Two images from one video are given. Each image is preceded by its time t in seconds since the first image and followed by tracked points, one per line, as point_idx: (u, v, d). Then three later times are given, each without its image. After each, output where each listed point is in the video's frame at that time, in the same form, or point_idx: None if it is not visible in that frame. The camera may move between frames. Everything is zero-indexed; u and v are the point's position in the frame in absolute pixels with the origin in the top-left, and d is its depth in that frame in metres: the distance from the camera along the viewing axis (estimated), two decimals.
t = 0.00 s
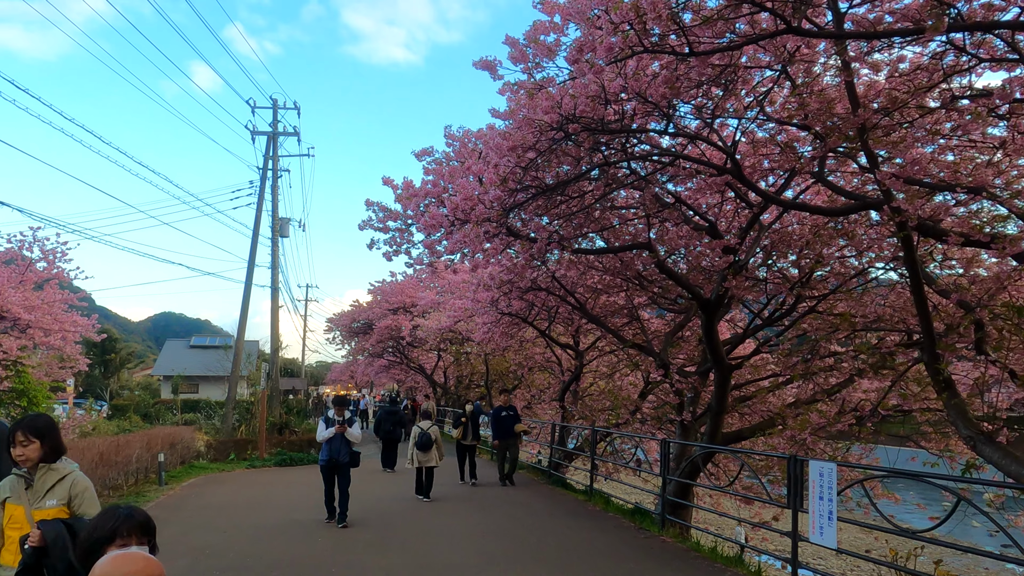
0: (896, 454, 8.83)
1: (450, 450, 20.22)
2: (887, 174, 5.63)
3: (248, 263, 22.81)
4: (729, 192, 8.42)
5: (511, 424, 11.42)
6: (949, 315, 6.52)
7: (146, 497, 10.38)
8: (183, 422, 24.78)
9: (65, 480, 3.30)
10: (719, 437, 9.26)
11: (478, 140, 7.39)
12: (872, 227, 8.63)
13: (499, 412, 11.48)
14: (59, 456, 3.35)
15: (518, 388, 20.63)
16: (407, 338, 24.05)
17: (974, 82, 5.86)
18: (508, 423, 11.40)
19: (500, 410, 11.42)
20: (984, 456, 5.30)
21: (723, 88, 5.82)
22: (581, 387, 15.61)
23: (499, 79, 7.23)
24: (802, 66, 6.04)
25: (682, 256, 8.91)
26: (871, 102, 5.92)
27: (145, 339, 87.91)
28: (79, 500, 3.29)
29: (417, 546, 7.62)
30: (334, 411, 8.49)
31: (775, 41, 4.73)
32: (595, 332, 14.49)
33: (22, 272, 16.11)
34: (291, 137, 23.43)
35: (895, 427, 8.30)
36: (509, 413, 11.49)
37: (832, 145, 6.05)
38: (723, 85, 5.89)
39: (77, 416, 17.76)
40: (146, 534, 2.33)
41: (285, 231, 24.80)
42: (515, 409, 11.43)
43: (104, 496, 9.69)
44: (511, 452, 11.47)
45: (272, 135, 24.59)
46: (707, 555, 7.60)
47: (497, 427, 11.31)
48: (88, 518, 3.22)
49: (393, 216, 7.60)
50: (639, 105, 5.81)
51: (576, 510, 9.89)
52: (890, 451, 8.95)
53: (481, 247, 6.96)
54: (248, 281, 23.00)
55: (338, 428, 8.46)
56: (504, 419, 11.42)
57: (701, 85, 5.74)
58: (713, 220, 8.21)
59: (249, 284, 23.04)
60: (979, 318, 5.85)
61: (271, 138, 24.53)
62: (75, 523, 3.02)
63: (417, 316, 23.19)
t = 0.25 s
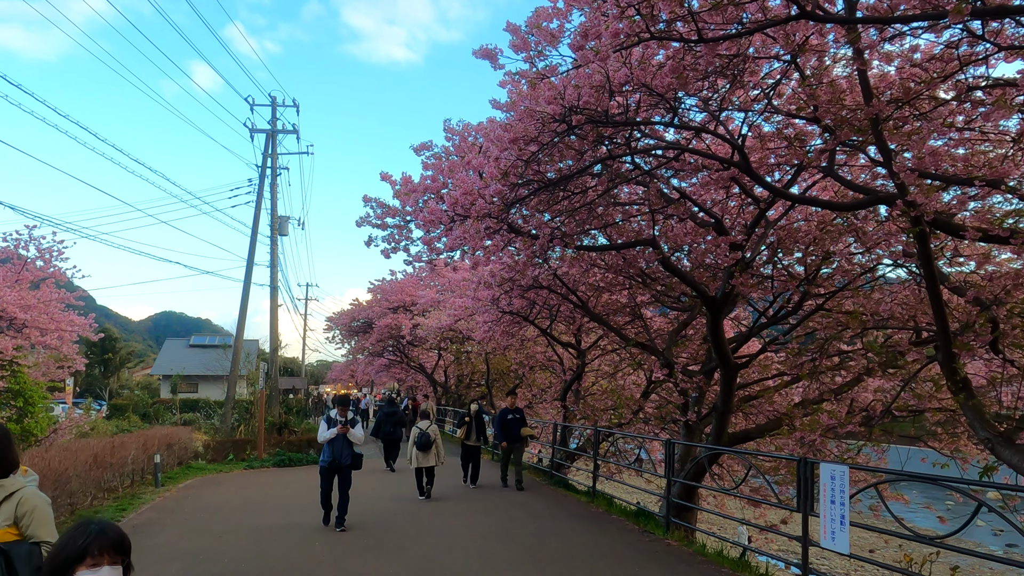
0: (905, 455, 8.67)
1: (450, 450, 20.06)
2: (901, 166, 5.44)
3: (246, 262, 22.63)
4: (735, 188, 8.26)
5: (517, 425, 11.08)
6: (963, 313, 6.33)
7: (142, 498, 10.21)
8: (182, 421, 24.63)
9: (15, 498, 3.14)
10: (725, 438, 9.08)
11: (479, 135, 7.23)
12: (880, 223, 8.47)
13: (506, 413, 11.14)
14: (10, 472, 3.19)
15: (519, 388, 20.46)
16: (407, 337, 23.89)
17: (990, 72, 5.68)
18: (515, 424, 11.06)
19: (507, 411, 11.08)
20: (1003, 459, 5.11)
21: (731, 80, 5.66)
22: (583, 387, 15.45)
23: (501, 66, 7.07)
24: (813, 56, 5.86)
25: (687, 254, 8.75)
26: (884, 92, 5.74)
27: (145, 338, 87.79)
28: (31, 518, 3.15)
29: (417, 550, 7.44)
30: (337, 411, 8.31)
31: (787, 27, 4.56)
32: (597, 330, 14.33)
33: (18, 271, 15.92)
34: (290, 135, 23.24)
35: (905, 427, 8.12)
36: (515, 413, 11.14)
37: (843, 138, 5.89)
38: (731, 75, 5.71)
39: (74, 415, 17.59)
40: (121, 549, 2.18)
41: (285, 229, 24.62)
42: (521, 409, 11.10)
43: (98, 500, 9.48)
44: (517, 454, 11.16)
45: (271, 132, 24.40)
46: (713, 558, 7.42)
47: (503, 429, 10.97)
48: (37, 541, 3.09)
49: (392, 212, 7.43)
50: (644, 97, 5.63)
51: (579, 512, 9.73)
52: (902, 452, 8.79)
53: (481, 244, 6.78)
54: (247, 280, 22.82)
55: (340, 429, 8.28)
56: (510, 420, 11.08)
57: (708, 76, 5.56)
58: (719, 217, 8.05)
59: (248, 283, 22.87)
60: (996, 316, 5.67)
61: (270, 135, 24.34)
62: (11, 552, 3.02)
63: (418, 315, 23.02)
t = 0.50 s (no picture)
0: (914, 456, 8.49)
1: (450, 451, 19.88)
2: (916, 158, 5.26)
3: (245, 261, 22.46)
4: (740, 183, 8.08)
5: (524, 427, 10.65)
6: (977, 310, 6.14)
7: (136, 500, 10.02)
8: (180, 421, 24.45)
9: None
10: (729, 439, 8.90)
11: (478, 127, 7.06)
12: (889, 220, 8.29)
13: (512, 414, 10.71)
14: None
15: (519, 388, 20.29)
16: (407, 338, 23.72)
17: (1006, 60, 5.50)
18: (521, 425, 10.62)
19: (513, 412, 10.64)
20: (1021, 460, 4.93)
21: (738, 69, 5.48)
22: (585, 387, 15.27)
23: (501, 50, 6.90)
24: (824, 43, 5.69)
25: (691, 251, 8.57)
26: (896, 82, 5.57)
27: (145, 339, 87.67)
28: None
29: (415, 553, 7.24)
30: (337, 411, 8.10)
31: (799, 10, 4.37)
32: (599, 330, 14.16)
33: (14, 268, 15.73)
34: (290, 133, 23.06)
35: (915, 428, 7.93)
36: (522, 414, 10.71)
37: (853, 128, 5.71)
38: (740, 64, 5.53)
39: (70, 415, 17.41)
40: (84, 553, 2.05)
41: (284, 228, 24.44)
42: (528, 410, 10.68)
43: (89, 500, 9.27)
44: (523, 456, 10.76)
45: (271, 130, 24.22)
46: (718, 562, 7.22)
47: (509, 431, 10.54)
48: None
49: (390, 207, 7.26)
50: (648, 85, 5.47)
51: (580, 514, 9.54)
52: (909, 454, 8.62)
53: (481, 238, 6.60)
54: (246, 279, 22.65)
55: (339, 429, 8.06)
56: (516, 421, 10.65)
57: (716, 65, 5.38)
58: (723, 212, 7.89)
59: (247, 282, 22.70)
60: (1013, 312, 5.50)
61: (269, 133, 24.16)
62: None
63: (418, 314, 22.86)
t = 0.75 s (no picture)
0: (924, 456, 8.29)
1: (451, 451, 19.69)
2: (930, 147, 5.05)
3: (245, 260, 22.31)
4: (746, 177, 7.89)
5: (530, 429, 10.19)
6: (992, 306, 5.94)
7: (130, 501, 9.84)
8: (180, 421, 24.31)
9: None
10: (735, 440, 8.70)
11: (478, 118, 6.87)
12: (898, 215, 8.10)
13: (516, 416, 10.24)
14: None
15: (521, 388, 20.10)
16: (407, 337, 23.55)
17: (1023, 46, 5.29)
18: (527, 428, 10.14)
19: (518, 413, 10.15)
20: None
21: (744, 56, 5.29)
22: (586, 386, 15.09)
23: (499, 34, 6.71)
24: (832, 30, 5.50)
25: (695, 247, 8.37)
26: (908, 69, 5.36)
27: (147, 339, 87.63)
28: None
29: (412, 558, 7.02)
30: (334, 413, 7.78)
31: None
32: (601, 329, 13.97)
33: (10, 267, 15.59)
34: (290, 131, 22.90)
35: (925, 428, 7.73)
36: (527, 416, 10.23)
37: (864, 119, 5.53)
38: (746, 52, 5.33)
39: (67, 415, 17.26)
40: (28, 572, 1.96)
41: (284, 227, 24.27)
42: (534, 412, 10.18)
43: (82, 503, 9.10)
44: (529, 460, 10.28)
45: (270, 129, 24.05)
46: (724, 567, 7.03)
47: (513, 433, 10.07)
48: None
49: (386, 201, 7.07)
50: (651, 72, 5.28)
51: (582, 516, 9.34)
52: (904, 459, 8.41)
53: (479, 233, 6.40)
54: (245, 278, 22.49)
55: (336, 432, 7.73)
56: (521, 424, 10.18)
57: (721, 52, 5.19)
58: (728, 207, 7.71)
59: (246, 282, 22.54)
60: None
61: (269, 131, 23.99)
62: None
63: (418, 314, 22.68)
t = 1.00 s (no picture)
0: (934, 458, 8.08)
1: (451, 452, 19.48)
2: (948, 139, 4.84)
3: (243, 258, 22.13)
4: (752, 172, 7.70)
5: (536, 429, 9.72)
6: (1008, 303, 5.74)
7: (122, 504, 9.64)
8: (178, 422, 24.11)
9: None
10: (741, 441, 8.50)
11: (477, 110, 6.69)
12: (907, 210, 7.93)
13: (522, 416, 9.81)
14: None
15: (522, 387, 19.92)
16: (407, 336, 23.36)
17: None
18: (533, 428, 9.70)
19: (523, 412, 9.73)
20: None
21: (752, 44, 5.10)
22: (588, 386, 14.90)
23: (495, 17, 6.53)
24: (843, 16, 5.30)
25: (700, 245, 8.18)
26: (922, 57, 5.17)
27: (147, 338, 87.51)
28: None
29: (410, 563, 6.81)
30: (329, 414, 7.50)
31: None
32: (603, 328, 13.77)
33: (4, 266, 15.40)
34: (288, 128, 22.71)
35: (936, 429, 7.53)
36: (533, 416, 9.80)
37: (874, 109, 5.36)
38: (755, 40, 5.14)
39: (63, 416, 17.06)
40: None
41: (282, 225, 24.08)
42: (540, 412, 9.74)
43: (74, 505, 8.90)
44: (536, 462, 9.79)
45: (269, 126, 23.85)
46: (731, 572, 6.82)
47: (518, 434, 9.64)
48: None
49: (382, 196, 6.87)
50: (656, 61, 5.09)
51: (584, 518, 9.16)
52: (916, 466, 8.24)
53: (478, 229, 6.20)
54: (244, 277, 22.30)
55: (332, 434, 7.43)
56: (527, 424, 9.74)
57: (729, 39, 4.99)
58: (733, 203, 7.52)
59: (245, 280, 22.36)
60: None
61: (267, 129, 23.79)
62: None
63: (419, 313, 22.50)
